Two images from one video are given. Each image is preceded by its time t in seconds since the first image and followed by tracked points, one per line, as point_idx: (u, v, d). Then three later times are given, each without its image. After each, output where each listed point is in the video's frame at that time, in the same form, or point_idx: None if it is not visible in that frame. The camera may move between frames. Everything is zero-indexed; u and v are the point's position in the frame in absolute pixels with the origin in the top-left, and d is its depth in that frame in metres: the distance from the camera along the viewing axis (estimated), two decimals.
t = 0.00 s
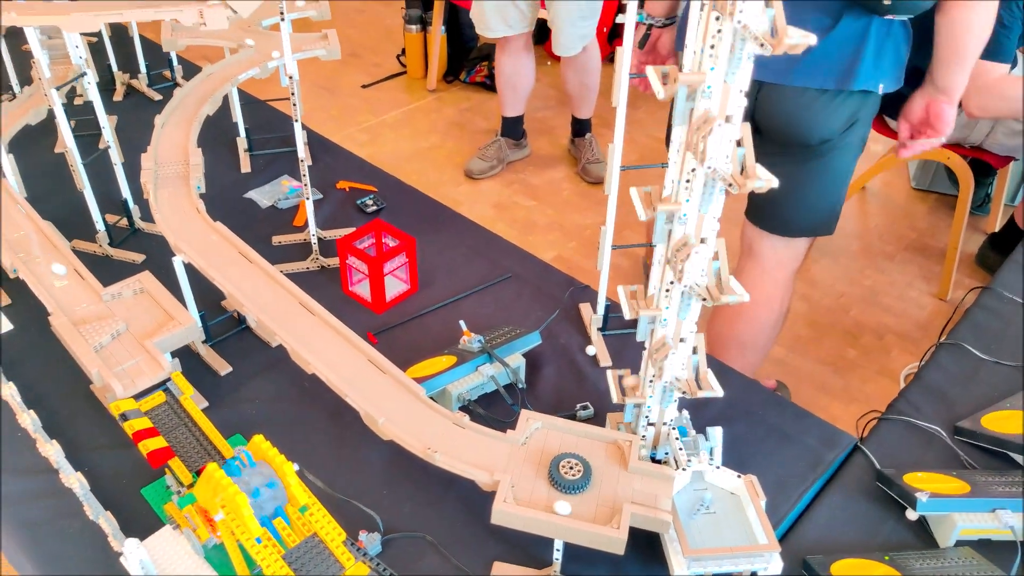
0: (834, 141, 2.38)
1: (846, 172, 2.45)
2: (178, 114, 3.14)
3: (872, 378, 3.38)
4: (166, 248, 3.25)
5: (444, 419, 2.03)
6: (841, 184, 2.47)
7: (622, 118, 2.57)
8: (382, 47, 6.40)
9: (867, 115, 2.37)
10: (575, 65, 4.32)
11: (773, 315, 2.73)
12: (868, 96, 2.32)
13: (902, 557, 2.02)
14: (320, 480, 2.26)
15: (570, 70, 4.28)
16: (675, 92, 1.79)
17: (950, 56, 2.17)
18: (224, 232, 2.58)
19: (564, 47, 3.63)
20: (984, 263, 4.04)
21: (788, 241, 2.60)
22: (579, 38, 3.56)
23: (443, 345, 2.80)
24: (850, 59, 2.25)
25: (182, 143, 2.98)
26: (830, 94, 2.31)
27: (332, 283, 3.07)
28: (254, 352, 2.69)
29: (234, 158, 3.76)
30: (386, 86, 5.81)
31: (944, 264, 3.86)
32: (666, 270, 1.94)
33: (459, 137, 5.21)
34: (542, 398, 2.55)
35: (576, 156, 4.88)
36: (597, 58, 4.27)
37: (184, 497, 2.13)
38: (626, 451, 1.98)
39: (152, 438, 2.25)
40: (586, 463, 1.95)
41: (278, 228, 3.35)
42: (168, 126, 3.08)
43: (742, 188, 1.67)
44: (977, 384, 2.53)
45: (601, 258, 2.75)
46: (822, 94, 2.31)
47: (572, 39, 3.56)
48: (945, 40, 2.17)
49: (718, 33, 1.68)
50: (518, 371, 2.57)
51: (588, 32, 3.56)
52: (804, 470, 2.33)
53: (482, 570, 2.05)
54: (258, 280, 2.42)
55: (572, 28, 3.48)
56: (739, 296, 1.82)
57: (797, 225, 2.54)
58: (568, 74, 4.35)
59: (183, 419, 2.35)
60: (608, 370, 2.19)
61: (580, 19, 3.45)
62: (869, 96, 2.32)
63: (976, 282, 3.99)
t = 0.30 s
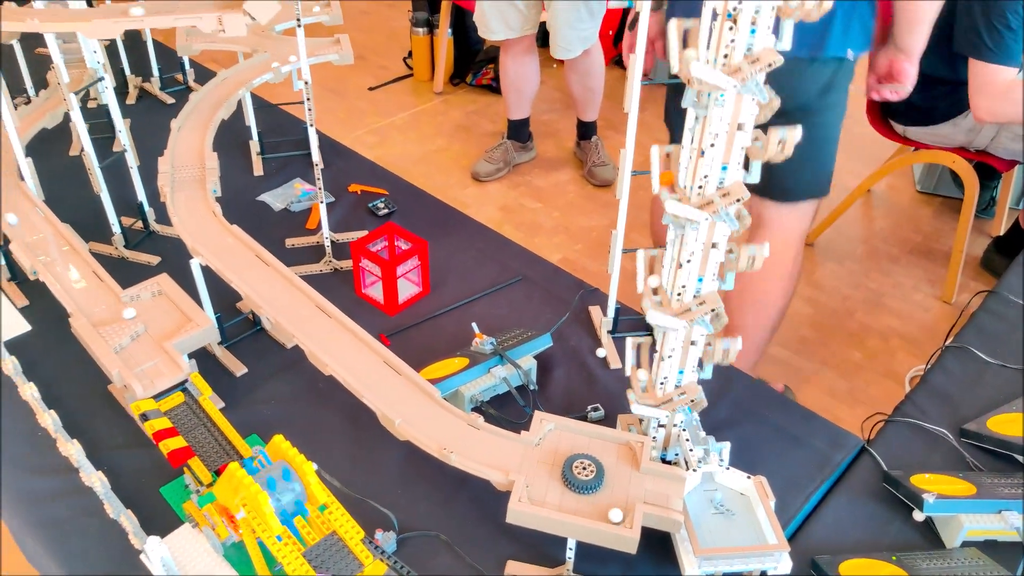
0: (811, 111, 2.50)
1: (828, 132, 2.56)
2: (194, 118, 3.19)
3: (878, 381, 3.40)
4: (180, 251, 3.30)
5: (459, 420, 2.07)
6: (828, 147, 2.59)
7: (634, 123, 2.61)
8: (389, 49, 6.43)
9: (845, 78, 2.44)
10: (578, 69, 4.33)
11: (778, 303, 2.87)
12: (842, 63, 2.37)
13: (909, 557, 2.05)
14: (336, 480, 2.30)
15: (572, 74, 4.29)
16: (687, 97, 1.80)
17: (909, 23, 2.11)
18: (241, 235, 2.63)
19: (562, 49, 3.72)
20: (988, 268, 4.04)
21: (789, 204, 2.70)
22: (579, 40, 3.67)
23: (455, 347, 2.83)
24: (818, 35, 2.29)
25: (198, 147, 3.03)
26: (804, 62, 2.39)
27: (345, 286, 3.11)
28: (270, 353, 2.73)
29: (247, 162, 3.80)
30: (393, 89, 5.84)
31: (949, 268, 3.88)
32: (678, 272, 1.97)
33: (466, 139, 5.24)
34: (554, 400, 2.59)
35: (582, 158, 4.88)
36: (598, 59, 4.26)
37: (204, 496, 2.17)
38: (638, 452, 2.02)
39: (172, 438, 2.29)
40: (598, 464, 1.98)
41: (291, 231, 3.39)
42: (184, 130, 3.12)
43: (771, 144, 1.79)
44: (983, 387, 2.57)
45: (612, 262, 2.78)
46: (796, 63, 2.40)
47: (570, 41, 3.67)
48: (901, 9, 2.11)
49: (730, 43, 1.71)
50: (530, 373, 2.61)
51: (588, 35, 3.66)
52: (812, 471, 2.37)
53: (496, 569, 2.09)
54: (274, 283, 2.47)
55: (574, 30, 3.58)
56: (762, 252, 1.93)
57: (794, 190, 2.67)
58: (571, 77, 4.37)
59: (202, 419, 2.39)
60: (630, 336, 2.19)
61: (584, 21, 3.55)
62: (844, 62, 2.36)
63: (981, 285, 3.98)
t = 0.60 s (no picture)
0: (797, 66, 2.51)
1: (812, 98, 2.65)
2: (206, 122, 3.22)
3: (884, 384, 3.41)
4: (192, 254, 3.33)
5: (470, 424, 2.09)
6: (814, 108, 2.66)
7: (644, 130, 2.64)
8: (396, 50, 6.44)
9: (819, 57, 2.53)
10: (584, 71, 4.35)
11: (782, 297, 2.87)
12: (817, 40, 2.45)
13: (916, 561, 2.07)
14: (348, 481, 2.33)
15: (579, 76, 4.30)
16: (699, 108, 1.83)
17: None
18: (254, 239, 2.65)
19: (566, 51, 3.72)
20: (995, 272, 4.03)
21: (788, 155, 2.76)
22: (584, 42, 3.68)
23: (465, 350, 2.86)
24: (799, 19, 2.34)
25: (211, 151, 3.06)
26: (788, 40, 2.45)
27: (355, 289, 3.14)
28: (281, 355, 2.76)
29: (257, 165, 3.83)
30: (400, 90, 5.85)
31: (955, 272, 3.89)
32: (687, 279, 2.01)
33: (473, 141, 5.25)
34: (563, 403, 2.62)
35: (589, 161, 4.85)
36: (605, 62, 4.30)
37: (219, 497, 2.19)
38: (648, 456, 2.04)
39: (187, 439, 2.30)
40: (609, 467, 2.01)
41: (302, 235, 3.42)
42: (197, 134, 3.16)
43: (781, 155, 1.82)
44: (989, 392, 2.59)
45: (621, 266, 2.81)
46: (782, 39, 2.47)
47: (576, 42, 3.66)
48: None
49: (741, 53, 1.75)
50: (540, 376, 2.63)
51: (593, 39, 3.68)
52: (820, 475, 2.39)
53: (506, 571, 2.12)
54: (287, 287, 2.49)
55: (580, 32, 3.59)
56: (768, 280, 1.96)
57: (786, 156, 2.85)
58: (577, 81, 4.39)
59: (216, 421, 2.41)
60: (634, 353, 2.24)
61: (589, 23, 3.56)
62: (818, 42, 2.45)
63: (987, 289, 3.97)
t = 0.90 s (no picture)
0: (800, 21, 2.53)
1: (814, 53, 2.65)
2: (216, 121, 3.24)
3: (889, 386, 3.41)
4: (200, 252, 3.35)
5: (478, 421, 2.11)
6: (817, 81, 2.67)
7: (652, 130, 2.65)
8: (402, 49, 6.45)
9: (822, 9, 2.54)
10: (590, 71, 4.37)
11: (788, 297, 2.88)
12: None
13: (922, 560, 2.08)
14: (355, 478, 2.34)
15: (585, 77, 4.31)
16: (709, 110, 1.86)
17: None
18: (264, 237, 2.67)
19: (572, 52, 3.70)
20: (1001, 273, 4.02)
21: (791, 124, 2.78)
22: (590, 43, 3.64)
23: (472, 349, 2.88)
24: None
25: (221, 149, 3.09)
26: None
27: (363, 288, 3.16)
28: (290, 352, 2.78)
29: (265, 165, 3.85)
30: (406, 90, 5.85)
31: (961, 273, 3.88)
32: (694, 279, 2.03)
33: (479, 141, 5.27)
34: (570, 402, 2.63)
35: (594, 161, 4.86)
36: (612, 62, 4.32)
37: (229, 493, 2.21)
38: (655, 454, 2.05)
39: (197, 436, 2.31)
40: (616, 465, 2.02)
41: (310, 234, 3.44)
42: (207, 133, 3.18)
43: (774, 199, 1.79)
44: (995, 393, 2.59)
45: (627, 266, 2.82)
46: None
47: (581, 43, 3.63)
48: None
49: (750, 54, 1.74)
50: (547, 375, 2.65)
51: (599, 40, 3.66)
52: (826, 474, 2.40)
53: (513, 568, 2.13)
54: (297, 285, 2.51)
55: (586, 32, 3.57)
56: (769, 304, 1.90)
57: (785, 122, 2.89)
58: (583, 81, 4.40)
59: (226, 417, 2.43)
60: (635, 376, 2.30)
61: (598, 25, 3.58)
62: None
63: (993, 291, 3.97)
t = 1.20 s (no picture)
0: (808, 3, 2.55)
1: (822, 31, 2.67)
2: (228, 126, 3.27)
3: (896, 390, 3.42)
4: (211, 255, 3.38)
5: (488, 425, 2.13)
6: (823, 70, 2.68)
7: (661, 136, 2.67)
8: (411, 51, 6.48)
9: None
10: (596, 75, 4.39)
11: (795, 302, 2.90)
12: None
13: (929, 565, 2.10)
14: (366, 480, 2.37)
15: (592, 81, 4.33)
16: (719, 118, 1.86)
17: None
18: (276, 241, 2.70)
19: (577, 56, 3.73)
20: (1008, 278, 4.02)
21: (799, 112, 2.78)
22: (596, 46, 3.69)
23: (481, 353, 2.91)
24: None
25: (233, 154, 3.12)
26: None
27: (372, 291, 3.19)
28: (301, 355, 2.81)
29: (275, 168, 3.89)
30: (414, 92, 5.87)
31: (968, 278, 3.89)
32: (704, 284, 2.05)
33: (487, 143, 5.29)
34: (579, 405, 2.66)
35: (601, 164, 4.86)
36: (619, 66, 4.34)
37: (242, 495, 2.23)
38: (664, 459, 2.07)
39: (211, 438, 2.34)
40: (625, 470, 2.04)
41: (320, 237, 3.47)
42: (219, 137, 3.21)
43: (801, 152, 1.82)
44: (1002, 399, 2.61)
45: (636, 271, 2.84)
46: None
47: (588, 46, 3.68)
48: None
49: (761, 64, 1.77)
50: (555, 379, 2.67)
51: (605, 43, 3.72)
52: (833, 479, 2.42)
53: (522, 570, 2.15)
54: (309, 289, 2.54)
55: (593, 34, 3.63)
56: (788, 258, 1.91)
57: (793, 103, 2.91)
58: (590, 84, 4.42)
59: (238, 420, 2.45)
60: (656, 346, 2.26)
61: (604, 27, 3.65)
62: None
63: (999, 296, 3.97)
